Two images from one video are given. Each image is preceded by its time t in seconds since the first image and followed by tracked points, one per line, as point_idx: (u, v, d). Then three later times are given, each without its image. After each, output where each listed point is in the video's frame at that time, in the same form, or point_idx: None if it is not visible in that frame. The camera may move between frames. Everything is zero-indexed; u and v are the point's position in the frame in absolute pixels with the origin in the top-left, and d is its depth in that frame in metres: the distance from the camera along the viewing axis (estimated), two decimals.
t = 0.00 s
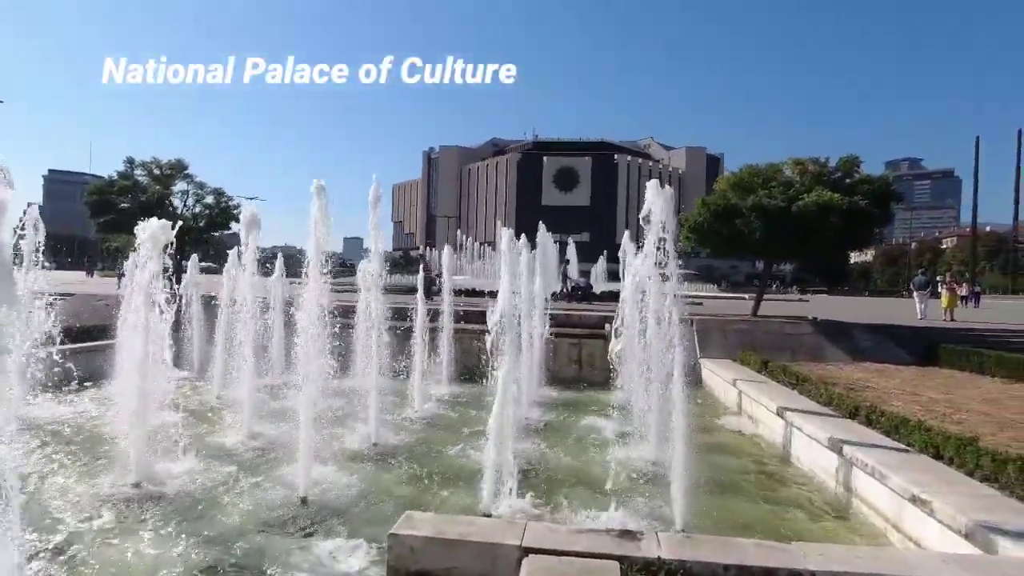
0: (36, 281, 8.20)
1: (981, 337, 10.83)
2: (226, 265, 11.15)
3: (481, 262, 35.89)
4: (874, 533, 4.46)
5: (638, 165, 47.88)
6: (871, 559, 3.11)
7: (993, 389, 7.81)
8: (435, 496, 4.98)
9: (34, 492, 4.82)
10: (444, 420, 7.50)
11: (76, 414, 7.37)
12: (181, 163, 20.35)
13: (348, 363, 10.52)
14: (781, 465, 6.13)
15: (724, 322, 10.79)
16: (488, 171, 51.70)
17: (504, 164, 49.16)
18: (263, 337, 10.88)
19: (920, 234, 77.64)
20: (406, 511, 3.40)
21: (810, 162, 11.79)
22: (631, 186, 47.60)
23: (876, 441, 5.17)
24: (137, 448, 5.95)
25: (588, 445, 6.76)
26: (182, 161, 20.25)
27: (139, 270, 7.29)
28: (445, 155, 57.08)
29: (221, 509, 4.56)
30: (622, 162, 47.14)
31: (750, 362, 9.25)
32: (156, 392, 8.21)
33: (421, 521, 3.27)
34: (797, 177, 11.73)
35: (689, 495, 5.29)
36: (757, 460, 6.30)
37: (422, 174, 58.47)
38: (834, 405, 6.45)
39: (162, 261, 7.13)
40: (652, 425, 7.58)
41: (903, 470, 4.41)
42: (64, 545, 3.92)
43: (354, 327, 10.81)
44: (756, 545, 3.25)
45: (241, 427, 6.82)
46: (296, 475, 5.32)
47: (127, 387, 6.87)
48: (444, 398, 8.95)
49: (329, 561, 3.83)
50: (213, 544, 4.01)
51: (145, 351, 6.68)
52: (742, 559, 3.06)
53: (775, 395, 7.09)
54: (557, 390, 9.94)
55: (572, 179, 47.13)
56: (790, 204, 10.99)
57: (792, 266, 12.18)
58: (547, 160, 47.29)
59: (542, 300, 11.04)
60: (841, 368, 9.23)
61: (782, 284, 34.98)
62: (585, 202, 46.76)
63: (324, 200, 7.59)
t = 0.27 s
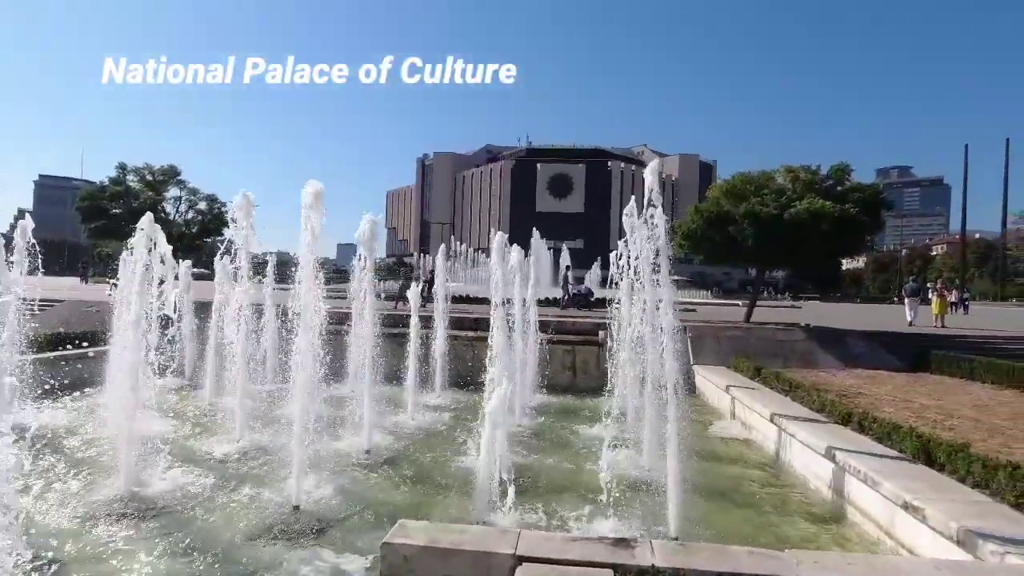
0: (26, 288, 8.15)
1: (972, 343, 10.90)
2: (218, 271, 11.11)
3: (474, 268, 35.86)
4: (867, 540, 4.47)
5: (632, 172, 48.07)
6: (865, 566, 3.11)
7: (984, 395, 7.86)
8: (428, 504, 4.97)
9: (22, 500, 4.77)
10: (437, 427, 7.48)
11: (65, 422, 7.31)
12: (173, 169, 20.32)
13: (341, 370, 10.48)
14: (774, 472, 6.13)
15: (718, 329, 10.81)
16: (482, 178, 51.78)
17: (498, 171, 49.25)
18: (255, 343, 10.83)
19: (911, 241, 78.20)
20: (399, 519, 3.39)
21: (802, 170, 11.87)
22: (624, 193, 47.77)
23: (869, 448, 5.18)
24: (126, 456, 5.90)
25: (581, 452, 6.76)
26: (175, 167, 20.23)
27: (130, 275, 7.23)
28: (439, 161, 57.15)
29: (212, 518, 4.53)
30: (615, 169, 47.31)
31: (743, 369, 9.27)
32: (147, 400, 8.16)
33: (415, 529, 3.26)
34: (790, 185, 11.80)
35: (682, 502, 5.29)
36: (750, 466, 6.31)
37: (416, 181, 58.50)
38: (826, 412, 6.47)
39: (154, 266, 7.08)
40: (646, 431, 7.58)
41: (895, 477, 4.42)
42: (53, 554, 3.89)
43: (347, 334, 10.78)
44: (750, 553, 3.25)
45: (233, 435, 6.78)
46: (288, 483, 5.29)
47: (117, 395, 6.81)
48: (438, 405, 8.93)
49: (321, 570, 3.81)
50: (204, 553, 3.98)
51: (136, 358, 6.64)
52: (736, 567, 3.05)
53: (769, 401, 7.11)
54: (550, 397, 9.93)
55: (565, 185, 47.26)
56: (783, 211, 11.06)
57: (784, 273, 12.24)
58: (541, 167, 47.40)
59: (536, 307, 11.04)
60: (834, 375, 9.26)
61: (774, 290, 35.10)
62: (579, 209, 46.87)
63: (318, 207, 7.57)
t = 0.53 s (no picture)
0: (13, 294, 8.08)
1: (962, 347, 10.97)
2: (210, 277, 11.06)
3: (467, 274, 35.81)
4: (859, 543, 4.48)
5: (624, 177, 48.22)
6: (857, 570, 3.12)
7: (974, 399, 7.91)
8: (421, 510, 4.95)
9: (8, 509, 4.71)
10: (430, 433, 7.46)
11: (53, 429, 7.24)
12: (165, 174, 20.21)
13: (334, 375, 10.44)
14: (768, 476, 6.15)
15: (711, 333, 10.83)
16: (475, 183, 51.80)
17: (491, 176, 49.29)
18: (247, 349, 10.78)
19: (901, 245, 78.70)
20: (391, 526, 3.39)
21: (793, 175, 11.95)
22: (617, 198, 47.89)
23: (860, 451, 5.21)
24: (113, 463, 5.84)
25: (575, 458, 6.76)
26: (167, 172, 20.12)
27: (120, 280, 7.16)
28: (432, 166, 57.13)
29: (203, 525, 4.50)
30: (609, 174, 47.46)
31: (737, 373, 9.29)
32: (136, 406, 8.10)
33: (408, 536, 3.25)
34: (781, 190, 11.87)
35: (676, 507, 5.29)
36: (743, 471, 6.32)
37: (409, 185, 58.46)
38: (818, 416, 6.49)
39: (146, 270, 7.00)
40: (639, 436, 7.58)
41: (887, 481, 4.44)
42: (40, 564, 3.84)
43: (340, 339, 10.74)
44: (744, 557, 3.26)
45: (224, 442, 6.74)
46: (280, 490, 5.26)
47: (106, 401, 6.75)
48: (432, 410, 8.91)
49: None
50: (195, 561, 3.95)
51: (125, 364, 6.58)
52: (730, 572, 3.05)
53: (762, 405, 7.12)
54: (544, 402, 9.92)
55: (559, 191, 47.35)
56: (774, 217, 11.12)
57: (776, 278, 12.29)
58: (535, 172, 47.47)
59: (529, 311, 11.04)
60: (826, 379, 9.29)
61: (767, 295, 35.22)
62: (572, 214, 46.96)
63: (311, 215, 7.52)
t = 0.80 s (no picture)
0: None
1: (949, 350, 11.07)
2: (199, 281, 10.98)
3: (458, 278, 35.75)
4: (849, 546, 4.51)
5: (615, 181, 48.37)
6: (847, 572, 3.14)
7: (961, 401, 7.98)
8: (411, 516, 4.93)
9: None
10: (420, 438, 7.44)
11: (38, 436, 7.16)
12: (154, 178, 20.09)
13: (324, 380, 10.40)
14: (757, 479, 6.17)
15: (701, 337, 10.87)
16: (466, 187, 51.81)
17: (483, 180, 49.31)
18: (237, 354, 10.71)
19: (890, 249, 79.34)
20: (382, 532, 3.38)
21: (782, 180, 12.04)
22: (608, 203, 48.03)
23: (849, 454, 5.24)
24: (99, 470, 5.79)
25: (566, 462, 6.75)
26: (156, 176, 19.99)
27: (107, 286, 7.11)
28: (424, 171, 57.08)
29: (191, 533, 4.46)
30: (600, 179, 47.60)
31: (727, 377, 9.32)
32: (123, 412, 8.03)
33: (398, 542, 3.25)
34: (770, 195, 11.94)
35: (667, 511, 5.30)
36: (733, 474, 6.34)
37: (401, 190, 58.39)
38: (808, 419, 6.53)
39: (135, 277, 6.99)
40: (630, 440, 7.59)
41: (875, 483, 4.48)
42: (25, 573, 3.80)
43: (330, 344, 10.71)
44: (734, 561, 3.27)
45: (213, 448, 6.69)
46: (269, 496, 5.23)
47: (92, 407, 6.69)
48: (423, 415, 8.90)
49: None
50: (183, 569, 3.92)
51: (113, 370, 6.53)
52: None
53: (752, 409, 7.15)
54: (535, 407, 9.92)
55: (550, 195, 47.43)
56: (764, 221, 11.20)
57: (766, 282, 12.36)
58: (526, 176, 47.54)
59: (520, 316, 11.04)
60: (815, 382, 9.34)
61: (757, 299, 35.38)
62: (563, 218, 47.05)
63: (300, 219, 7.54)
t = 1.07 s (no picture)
0: None
1: (937, 352, 11.16)
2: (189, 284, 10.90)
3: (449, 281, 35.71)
4: (839, 546, 4.53)
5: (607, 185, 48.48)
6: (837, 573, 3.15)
7: (949, 402, 8.05)
8: (404, 520, 4.92)
9: None
10: (412, 441, 7.42)
11: (24, 442, 7.09)
12: (143, 180, 19.90)
13: (316, 384, 10.35)
14: (749, 481, 6.19)
15: (692, 339, 10.90)
16: (458, 190, 51.79)
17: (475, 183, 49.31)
18: (227, 358, 10.65)
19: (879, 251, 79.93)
20: (373, 537, 3.37)
21: (773, 183, 12.10)
22: (600, 206, 48.13)
23: (839, 455, 5.27)
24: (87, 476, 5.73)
25: (558, 465, 6.76)
26: (146, 179, 19.79)
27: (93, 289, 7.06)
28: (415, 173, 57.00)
29: (179, 539, 4.42)
30: (592, 182, 47.70)
31: (718, 380, 9.35)
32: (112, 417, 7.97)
33: (390, 546, 3.24)
34: (761, 198, 12.00)
35: (659, 513, 5.30)
36: (725, 476, 6.35)
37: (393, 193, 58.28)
38: (799, 420, 6.56)
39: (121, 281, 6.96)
40: (621, 442, 7.61)
41: (865, 484, 4.51)
42: None
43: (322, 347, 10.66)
44: (725, 562, 3.28)
45: (202, 453, 6.64)
46: (259, 501, 5.20)
47: (80, 412, 6.62)
48: (415, 418, 8.87)
49: None
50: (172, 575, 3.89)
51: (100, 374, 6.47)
52: None
53: (744, 411, 7.18)
54: (527, 409, 9.92)
55: (542, 198, 47.48)
56: (754, 224, 11.25)
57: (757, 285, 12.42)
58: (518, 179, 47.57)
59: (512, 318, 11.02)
60: (805, 384, 9.40)
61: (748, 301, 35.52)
62: (555, 221, 47.10)
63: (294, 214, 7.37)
